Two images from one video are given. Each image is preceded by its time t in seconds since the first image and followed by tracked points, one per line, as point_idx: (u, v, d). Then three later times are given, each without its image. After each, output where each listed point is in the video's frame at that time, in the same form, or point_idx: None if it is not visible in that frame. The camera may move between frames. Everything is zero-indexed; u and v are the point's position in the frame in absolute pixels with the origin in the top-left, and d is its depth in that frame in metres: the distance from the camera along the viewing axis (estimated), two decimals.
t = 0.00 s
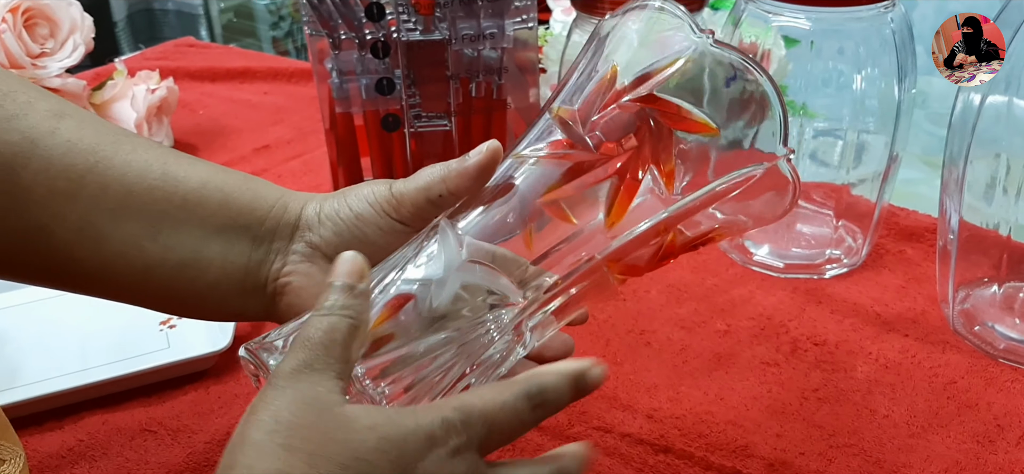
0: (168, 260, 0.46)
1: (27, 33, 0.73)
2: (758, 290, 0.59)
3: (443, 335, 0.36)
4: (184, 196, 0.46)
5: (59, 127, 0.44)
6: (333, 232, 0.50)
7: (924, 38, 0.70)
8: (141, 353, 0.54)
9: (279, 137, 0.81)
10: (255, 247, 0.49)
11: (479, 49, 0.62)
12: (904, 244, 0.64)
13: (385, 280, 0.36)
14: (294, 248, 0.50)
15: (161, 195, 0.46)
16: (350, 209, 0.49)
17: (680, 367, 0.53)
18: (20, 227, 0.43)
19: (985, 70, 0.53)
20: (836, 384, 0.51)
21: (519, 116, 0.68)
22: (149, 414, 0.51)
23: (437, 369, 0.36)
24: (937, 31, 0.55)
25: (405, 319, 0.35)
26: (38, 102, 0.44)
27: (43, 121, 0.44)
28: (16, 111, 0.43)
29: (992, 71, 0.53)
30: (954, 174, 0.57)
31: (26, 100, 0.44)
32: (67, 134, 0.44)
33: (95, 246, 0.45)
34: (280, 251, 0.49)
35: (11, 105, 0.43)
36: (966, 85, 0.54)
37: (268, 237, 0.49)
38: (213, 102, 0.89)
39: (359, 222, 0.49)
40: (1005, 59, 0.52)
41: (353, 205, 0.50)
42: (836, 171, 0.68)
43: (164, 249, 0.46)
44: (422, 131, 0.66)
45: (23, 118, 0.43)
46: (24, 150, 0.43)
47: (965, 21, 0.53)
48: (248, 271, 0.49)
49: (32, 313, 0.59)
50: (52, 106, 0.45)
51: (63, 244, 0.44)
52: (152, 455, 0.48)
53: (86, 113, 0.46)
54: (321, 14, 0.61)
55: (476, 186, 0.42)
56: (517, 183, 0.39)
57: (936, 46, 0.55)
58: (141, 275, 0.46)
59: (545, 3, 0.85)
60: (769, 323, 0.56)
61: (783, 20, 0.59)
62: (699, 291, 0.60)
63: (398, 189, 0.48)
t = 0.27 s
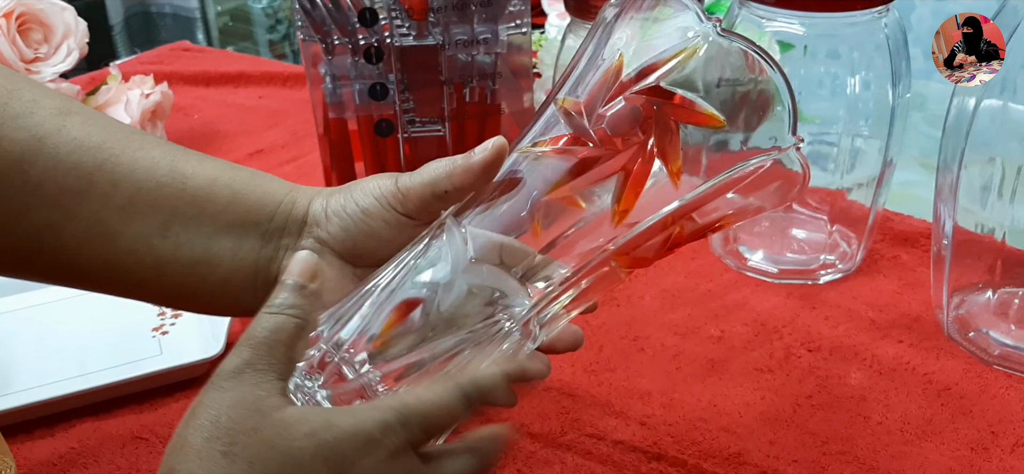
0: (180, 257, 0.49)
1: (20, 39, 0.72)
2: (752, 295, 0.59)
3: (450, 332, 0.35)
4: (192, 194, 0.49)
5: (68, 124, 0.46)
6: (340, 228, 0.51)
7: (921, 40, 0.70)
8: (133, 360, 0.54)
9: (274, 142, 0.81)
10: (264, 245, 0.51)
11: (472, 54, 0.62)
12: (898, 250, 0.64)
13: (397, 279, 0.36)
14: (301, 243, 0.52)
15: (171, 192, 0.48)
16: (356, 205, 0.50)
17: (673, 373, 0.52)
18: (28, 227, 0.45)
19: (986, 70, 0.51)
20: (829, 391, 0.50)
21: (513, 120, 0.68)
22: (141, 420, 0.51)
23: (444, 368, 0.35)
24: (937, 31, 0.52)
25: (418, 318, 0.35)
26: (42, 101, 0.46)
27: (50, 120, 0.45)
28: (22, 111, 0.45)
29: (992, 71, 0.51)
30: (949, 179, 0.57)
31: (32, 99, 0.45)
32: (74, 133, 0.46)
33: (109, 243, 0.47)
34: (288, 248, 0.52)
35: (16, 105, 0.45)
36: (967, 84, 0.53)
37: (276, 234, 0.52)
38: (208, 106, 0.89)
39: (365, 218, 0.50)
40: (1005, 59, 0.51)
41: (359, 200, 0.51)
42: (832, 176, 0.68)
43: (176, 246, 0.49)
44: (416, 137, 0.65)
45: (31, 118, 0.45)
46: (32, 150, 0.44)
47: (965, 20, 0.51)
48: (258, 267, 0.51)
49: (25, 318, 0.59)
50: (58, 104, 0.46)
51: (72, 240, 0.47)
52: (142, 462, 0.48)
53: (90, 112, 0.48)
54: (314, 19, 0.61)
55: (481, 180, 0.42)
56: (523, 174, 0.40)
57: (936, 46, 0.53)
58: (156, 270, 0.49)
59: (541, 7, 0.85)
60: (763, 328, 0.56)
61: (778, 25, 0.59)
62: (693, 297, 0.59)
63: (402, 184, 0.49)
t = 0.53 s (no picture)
0: (224, 195, 0.39)
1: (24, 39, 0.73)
2: (756, 297, 0.59)
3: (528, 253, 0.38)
4: (235, 133, 0.40)
5: (64, 78, 0.37)
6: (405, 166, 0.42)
7: (922, 42, 0.70)
8: (138, 361, 0.54)
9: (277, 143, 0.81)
10: (318, 179, 0.41)
11: (477, 55, 0.62)
12: (902, 251, 0.64)
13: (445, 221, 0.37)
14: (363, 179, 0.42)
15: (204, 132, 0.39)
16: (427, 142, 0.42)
17: (678, 374, 0.52)
18: (54, 189, 0.37)
19: (986, 70, 0.54)
20: (835, 392, 0.50)
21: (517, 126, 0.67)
22: (146, 421, 0.51)
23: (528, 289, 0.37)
24: (938, 31, 0.57)
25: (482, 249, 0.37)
26: (71, 65, 0.38)
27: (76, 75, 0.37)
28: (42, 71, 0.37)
29: (992, 70, 0.54)
30: (953, 181, 0.57)
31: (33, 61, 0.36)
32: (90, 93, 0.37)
33: (143, 186, 0.38)
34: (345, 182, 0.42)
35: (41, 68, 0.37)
36: (967, 85, 0.56)
37: (331, 170, 0.42)
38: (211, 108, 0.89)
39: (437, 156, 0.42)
40: (1005, 59, 0.52)
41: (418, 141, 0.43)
42: (835, 176, 0.68)
43: (222, 181, 0.39)
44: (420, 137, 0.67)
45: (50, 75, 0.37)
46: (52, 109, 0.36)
47: (965, 20, 0.54)
48: (306, 207, 0.41)
49: (29, 319, 0.59)
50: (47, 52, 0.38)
51: (111, 189, 0.37)
52: (148, 463, 0.48)
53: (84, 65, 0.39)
54: (319, 20, 0.62)
55: (558, 128, 0.41)
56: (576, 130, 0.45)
57: (938, 45, 0.57)
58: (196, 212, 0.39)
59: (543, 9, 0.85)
60: (767, 330, 0.56)
61: (782, 26, 0.59)
62: (697, 298, 0.59)
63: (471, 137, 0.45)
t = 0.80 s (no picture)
0: (272, 134, 0.41)
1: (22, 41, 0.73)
2: (754, 298, 0.59)
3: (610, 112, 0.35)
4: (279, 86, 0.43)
5: (105, 50, 0.38)
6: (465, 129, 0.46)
7: (921, 43, 0.70)
8: (135, 363, 0.54)
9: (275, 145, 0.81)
10: (374, 128, 0.43)
11: (475, 57, 0.62)
12: (900, 252, 0.64)
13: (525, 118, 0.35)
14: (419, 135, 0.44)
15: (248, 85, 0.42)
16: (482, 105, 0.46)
17: (676, 376, 0.52)
18: (86, 144, 0.37)
19: (985, 70, 0.51)
20: (832, 393, 0.50)
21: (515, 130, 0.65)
22: (142, 423, 0.51)
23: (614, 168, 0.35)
24: (938, 32, 0.53)
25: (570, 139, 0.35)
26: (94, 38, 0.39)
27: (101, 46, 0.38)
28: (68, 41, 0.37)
29: (992, 71, 0.51)
30: (950, 182, 0.57)
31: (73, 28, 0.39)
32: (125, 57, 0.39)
33: (182, 136, 0.39)
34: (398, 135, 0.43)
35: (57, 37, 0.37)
36: (967, 84, 0.53)
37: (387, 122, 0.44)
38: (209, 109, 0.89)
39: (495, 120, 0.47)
40: (1006, 59, 0.51)
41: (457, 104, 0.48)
42: (833, 178, 0.68)
43: (260, 126, 0.41)
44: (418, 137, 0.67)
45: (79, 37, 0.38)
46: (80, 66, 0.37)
47: (965, 21, 0.51)
48: (363, 150, 0.42)
49: (26, 321, 0.59)
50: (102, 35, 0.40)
51: (143, 142, 0.38)
52: (144, 465, 0.48)
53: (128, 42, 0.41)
54: (315, 22, 0.61)
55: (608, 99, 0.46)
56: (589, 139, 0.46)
57: (936, 46, 0.54)
58: (236, 157, 0.40)
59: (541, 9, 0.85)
60: (765, 331, 0.56)
61: (780, 27, 0.58)
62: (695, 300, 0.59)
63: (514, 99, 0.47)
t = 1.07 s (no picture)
0: (298, 118, 0.42)
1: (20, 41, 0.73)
2: (753, 298, 0.59)
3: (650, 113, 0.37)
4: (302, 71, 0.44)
5: (126, 39, 0.40)
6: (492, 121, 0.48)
7: (921, 44, 0.70)
8: (133, 362, 0.54)
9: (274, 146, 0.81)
10: (405, 115, 0.45)
11: (473, 56, 0.62)
12: (899, 252, 0.64)
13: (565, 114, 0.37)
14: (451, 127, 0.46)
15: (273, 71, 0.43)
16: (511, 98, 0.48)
17: (674, 375, 0.52)
18: (108, 131, 0.38)
19: (985, 70, 0.51)
20: (831, 393, 0.50)
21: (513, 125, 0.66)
22: (140, 423, 0.51)
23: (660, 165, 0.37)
24: (938, 31, 0.53)
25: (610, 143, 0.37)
26: (107, 27, 0.40)
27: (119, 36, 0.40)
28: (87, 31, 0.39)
29: (992, 71, 0.51)
30: (949, 181, 0.57)
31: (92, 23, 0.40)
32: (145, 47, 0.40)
33: (204, 122, 0.40)
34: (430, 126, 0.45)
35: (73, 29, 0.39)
36: (967, 84, 0.52)
37: (416, 110, 0.46)
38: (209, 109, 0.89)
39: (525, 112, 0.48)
40: (1006, 59, 0.50)
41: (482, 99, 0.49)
42: (832, 178, 0.68)
43: (287, 110, 0.42)
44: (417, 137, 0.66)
45: (99, 29, 0.40)
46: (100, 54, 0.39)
47: (965, 21, 0.51)
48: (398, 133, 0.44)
49: (24, 320, 0.59)
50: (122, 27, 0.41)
51: (166, 128, 0.39)
52: (141, 464, 0.48)
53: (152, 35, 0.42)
54: (314, 21, 0.61)
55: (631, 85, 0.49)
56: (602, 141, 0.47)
57: (937, 47, 0.53)
58: (265, 143, 0.41)
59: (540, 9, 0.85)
60: (764, 331, 0.56)
61: (778, 27, 0.58)
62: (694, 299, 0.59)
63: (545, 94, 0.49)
